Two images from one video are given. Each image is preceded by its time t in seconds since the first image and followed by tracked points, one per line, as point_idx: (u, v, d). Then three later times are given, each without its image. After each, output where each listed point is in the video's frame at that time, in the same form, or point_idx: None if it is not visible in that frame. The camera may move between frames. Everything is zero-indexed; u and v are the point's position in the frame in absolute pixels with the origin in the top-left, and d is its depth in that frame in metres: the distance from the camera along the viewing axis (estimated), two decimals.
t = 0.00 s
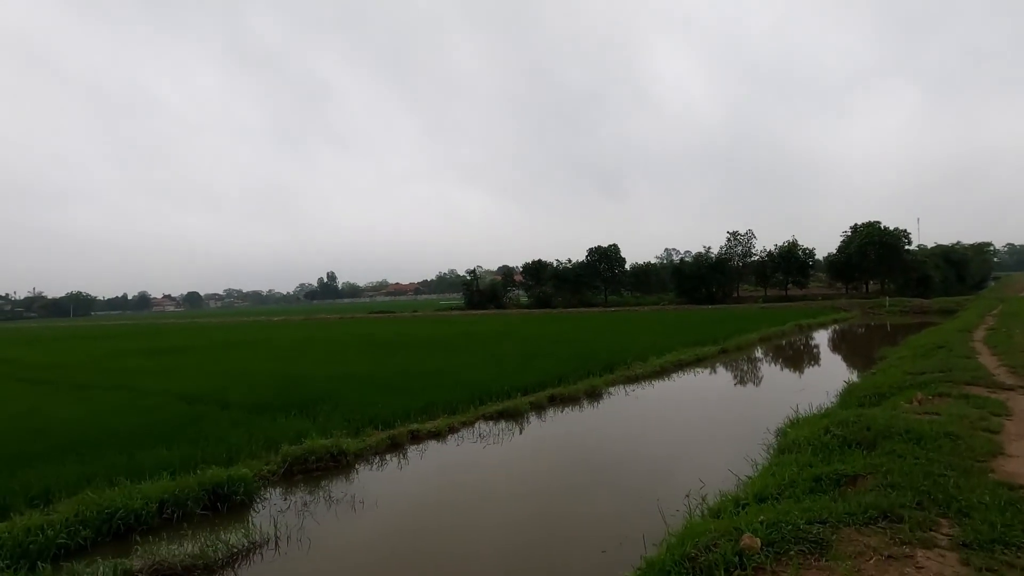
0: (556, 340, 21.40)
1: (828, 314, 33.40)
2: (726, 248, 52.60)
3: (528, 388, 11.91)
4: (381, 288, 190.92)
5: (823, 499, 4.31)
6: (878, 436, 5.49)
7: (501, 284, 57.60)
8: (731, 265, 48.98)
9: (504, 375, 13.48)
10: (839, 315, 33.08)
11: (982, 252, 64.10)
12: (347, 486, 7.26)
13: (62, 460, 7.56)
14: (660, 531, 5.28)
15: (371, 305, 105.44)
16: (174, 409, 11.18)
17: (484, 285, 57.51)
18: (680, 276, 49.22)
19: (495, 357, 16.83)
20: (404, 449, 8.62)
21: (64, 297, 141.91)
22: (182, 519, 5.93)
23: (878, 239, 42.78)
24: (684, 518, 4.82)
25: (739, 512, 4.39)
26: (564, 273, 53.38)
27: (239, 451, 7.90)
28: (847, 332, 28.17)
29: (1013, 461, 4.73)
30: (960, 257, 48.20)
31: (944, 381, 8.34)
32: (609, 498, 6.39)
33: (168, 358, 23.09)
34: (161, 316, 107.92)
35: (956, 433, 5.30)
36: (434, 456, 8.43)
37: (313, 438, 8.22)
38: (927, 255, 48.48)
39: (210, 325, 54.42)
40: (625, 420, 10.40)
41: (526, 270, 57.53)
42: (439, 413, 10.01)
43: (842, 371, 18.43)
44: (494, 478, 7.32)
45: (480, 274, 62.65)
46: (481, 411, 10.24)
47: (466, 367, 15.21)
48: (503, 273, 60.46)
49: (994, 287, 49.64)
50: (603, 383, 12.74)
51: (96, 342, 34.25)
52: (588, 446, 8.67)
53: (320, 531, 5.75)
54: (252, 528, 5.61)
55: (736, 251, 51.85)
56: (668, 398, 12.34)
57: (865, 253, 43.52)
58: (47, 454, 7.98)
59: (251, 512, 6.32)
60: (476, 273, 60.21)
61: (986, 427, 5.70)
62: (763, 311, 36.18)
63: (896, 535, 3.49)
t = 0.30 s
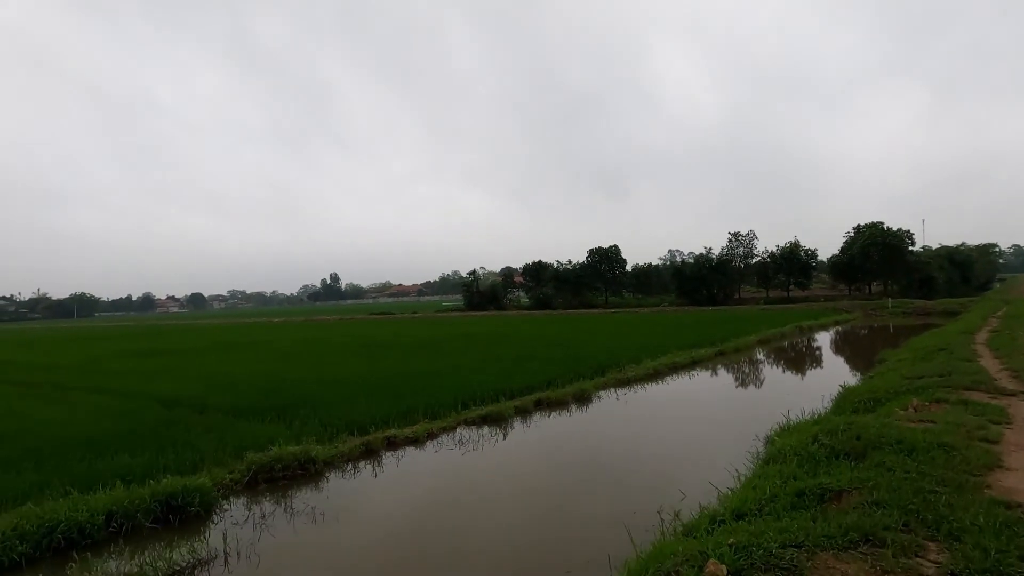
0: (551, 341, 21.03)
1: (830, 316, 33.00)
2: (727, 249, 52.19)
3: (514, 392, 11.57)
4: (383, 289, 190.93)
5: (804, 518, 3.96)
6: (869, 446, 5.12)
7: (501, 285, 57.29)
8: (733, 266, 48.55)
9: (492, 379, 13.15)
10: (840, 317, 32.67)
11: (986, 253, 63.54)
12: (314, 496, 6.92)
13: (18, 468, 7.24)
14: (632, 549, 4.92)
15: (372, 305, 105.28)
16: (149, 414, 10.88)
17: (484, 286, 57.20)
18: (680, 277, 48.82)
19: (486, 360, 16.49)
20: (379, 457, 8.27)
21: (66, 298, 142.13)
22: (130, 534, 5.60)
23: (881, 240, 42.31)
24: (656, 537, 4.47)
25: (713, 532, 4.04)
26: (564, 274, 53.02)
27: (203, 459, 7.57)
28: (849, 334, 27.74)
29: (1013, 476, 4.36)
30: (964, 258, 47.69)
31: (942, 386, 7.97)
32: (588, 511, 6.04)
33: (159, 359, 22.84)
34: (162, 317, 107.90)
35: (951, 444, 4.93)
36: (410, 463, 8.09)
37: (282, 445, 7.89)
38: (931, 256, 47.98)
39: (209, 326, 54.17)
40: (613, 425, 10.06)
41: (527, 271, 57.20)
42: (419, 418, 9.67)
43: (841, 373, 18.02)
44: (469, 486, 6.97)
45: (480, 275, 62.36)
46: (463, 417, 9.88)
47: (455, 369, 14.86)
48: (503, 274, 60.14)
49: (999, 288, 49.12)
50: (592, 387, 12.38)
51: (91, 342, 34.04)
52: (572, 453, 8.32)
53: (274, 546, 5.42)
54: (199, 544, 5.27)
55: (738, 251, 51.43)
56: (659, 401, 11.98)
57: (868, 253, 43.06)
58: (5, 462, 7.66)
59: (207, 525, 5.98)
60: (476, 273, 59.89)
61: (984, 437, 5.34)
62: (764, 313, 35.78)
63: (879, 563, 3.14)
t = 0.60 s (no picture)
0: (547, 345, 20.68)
1: (832, 317, 32.60)
2: (729, 250, 51.78)
3: (502, 398, 11.24)
4: (386, 290, 190.66)
5: (787, 548, 3.63)
6: (861, 464, 4.79)
7: (501, 287, 56.97)
8: (734, 267, 48.14)
9: (481, 384, 12.82)
10: (843, 318, 32.26)
11: (992, 253, 62.96)
12: (282, 513, 6.63)
13: None
14: None
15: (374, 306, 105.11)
16: (127, 421, 10.60)
17: (484, 288, 56.91)
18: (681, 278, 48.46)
19: (478, 364, 16.16)
20: (355, 469, 7.97)
21: (69, 300, 142.28)
22: (80, 556, 5.31)
23: (884, 241, 41.87)
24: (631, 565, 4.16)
25: (689, 565, 3.72)
26: (565, 275, 52.69)
27: (172, 471, 7.27)
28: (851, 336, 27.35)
29: (1015, 499, 4.02)
30: (969, 258, 47.20)
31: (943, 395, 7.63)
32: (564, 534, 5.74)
33: (151, 363, 22.63)
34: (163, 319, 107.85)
35: (949, 462, 4.58)
36: (387, 476, 7.79)
37: (254, 457, 7.59)
38: (935, 257, 47.50)
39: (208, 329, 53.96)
40: (603, 436, 9.74)
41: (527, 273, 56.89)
42: (401, 427, 9.36)
43: (842, 377, 17.64)
44: (444, 504, 6.68)
45: (480, 276, 62.02)
46: (448, 425, 9.58)
47: (445, 374, 14.54)
48: (503, 276, 59.83)
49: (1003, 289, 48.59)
50: (584, 393, 12.04)
51: (87, 345, 33.83)
52: (557, 467, 8.04)
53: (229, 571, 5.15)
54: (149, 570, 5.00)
55: (739, 252, 51.02)
56: (653, 410, 11.65)
57: (871, 254, 42.65)
58: None
59: (164, 547, 5.69)
60: (476, 275, 59.59)
61: (985, 453, 5.00)
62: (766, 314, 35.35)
63: None
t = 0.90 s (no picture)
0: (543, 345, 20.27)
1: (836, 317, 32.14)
2: (731, 249, 51.28)
3: (489, 401, 10.84)
4: (389, 289, 190.46)
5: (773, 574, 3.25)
6: (858, 477, 4.38)
7: (502, 286, 56.58)
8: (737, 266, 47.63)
9: (471, 385, 12.43)
10: (847, 318, 31.79)
11: (998, 253, 62.27)
12: (248, 523, 6.29)
13: None
14: None
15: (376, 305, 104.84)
16: (103, 423, 10.27)
17: (485, 287, 56.53)
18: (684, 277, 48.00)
19: (470, 364, 15.77)
20: (330, 475, 7.60)
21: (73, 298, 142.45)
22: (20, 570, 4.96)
23: (889, 240, 41.35)
24: None
25: None
26: (566, 274, 52.28)
27: (134, 477, 6.91)
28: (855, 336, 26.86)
29: None
30: (975, 258, 46.62)
31: (949, 398, 7.22)
32: (535, 553, 5.37)
33: (143, 362, 22.35)
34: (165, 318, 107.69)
35: (955, 476, 4.19)
36: (363, 483, 7.42)
37: (223, 462, 7.23)
38: (941, 257, 46.93)
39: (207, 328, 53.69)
40: (594, 438, 9.35)
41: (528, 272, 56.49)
42: (381, 431, 8.98)
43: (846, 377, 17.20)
44: (418, 513, 6.32)
45: (482, 276, 61.63)
46: (430, 428, 9.21)
47: (435, 375, 14.16)
48: (504, 275, 59.41)
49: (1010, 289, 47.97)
50: (575, 395, 11.65)
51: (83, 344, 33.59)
52: (543, 472, 7.66)
53: None
54: None
55: (742, 251, 50.50)
56: (649, 412, 11.25)
57: (875, 253, 42.17)
58: None
59: (115, 562, 5.34)
60: (477, 274, 59.22)
61: (994, 464, 4.60)
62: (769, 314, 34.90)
63: None
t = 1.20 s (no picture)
0: (539, 347, 19.87)
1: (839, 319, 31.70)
2: (734, 249, 50.82)
3: (477, 408, 10.47)
4: (394, 289, 190.47)
5: None
6: (852, 505, 4.01)
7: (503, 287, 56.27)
8: (740, 267, 47.17)
9: (460, 391, 12.07)
10: (850, 320, 31.32)
11: (1005, 254, 61.63)
12: (212, 543, 5.94)
13: None
14: None
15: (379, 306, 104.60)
16: (77, 430, 9.96)
17: (486, 288, 56.21)
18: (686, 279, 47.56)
19: (462, 369, 15.41)
20: (302, 489, 7.23)
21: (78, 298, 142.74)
22: None
23: (893, 241, 40.88)
24: None
25: None
26: (567, 275, 51.92)
27: (93, 491, 6.58)
28: (858, 338, 26.39)
29: None
30: (981, 259, 46.03)
31: (953, 411, 6.84)
32: None
33: (135, 364, 22.08)
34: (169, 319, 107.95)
35: (957, 504, 3.82)
36: (336, 498, 7.07)
37: (187, 475, 6.87)
38: (946, 258, 46.38)
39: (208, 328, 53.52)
40: (585, 449, 8.97)
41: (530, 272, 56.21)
42: (359, 442, 8.62)
43: (848, 381, 16.78)
44: (404, 528, 6.01)
45: (483, 276, 61.28)
46: (412, 438, 8.84)
47: (424, 379, 13.80)
48: (506, 276, 59.09)
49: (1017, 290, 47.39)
50: (566, 402, 11.26)
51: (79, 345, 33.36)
52: (528, 486, 7.30)
53: None
54: None
55: (745, 252, 50.03)
56: (644, 420, 10.87)
57: (879, 254, 41.74)
58: None
59: None
60: (478, 275, 58.87)
61: (1001, 490, 4.21)
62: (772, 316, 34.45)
63: None
